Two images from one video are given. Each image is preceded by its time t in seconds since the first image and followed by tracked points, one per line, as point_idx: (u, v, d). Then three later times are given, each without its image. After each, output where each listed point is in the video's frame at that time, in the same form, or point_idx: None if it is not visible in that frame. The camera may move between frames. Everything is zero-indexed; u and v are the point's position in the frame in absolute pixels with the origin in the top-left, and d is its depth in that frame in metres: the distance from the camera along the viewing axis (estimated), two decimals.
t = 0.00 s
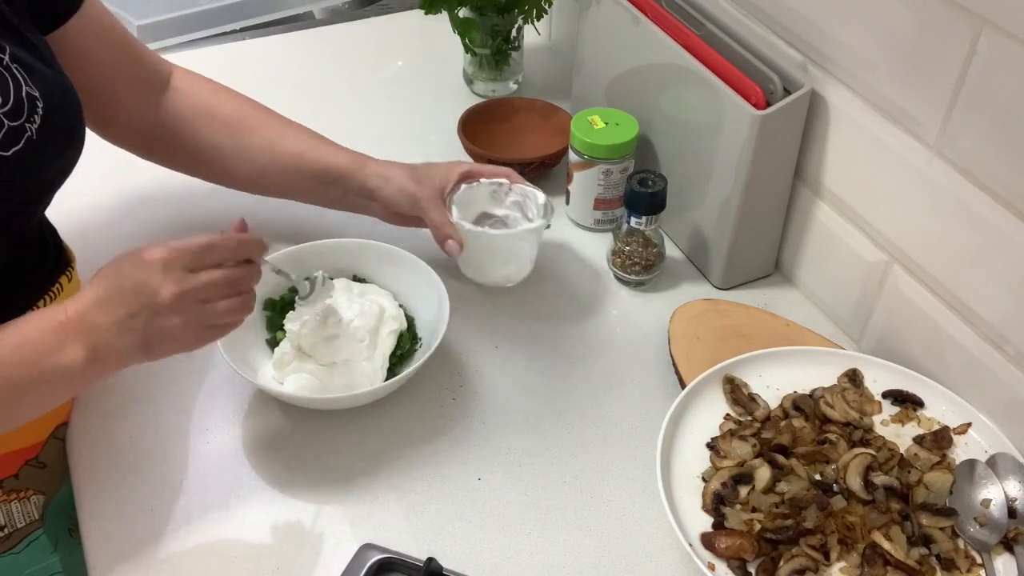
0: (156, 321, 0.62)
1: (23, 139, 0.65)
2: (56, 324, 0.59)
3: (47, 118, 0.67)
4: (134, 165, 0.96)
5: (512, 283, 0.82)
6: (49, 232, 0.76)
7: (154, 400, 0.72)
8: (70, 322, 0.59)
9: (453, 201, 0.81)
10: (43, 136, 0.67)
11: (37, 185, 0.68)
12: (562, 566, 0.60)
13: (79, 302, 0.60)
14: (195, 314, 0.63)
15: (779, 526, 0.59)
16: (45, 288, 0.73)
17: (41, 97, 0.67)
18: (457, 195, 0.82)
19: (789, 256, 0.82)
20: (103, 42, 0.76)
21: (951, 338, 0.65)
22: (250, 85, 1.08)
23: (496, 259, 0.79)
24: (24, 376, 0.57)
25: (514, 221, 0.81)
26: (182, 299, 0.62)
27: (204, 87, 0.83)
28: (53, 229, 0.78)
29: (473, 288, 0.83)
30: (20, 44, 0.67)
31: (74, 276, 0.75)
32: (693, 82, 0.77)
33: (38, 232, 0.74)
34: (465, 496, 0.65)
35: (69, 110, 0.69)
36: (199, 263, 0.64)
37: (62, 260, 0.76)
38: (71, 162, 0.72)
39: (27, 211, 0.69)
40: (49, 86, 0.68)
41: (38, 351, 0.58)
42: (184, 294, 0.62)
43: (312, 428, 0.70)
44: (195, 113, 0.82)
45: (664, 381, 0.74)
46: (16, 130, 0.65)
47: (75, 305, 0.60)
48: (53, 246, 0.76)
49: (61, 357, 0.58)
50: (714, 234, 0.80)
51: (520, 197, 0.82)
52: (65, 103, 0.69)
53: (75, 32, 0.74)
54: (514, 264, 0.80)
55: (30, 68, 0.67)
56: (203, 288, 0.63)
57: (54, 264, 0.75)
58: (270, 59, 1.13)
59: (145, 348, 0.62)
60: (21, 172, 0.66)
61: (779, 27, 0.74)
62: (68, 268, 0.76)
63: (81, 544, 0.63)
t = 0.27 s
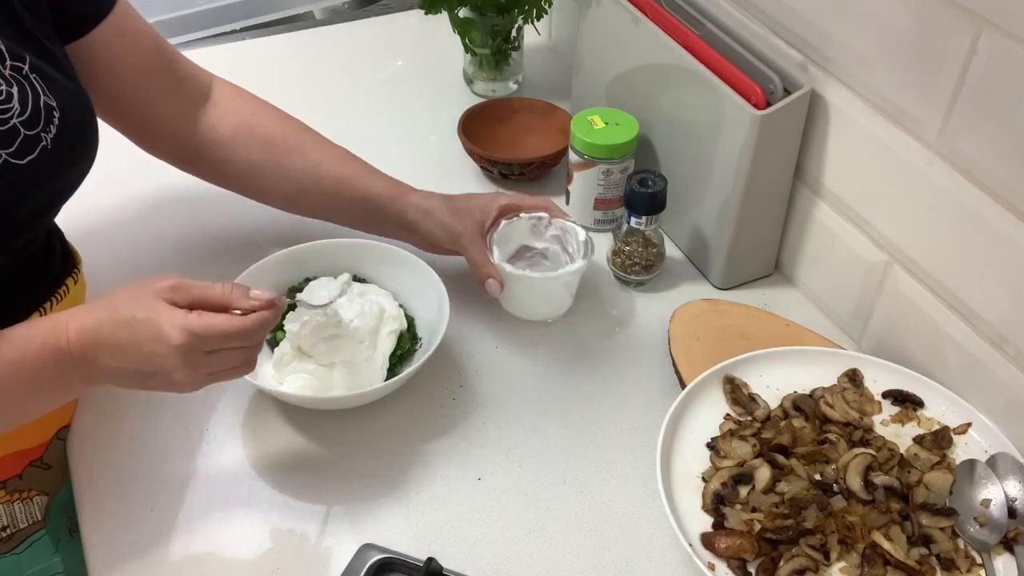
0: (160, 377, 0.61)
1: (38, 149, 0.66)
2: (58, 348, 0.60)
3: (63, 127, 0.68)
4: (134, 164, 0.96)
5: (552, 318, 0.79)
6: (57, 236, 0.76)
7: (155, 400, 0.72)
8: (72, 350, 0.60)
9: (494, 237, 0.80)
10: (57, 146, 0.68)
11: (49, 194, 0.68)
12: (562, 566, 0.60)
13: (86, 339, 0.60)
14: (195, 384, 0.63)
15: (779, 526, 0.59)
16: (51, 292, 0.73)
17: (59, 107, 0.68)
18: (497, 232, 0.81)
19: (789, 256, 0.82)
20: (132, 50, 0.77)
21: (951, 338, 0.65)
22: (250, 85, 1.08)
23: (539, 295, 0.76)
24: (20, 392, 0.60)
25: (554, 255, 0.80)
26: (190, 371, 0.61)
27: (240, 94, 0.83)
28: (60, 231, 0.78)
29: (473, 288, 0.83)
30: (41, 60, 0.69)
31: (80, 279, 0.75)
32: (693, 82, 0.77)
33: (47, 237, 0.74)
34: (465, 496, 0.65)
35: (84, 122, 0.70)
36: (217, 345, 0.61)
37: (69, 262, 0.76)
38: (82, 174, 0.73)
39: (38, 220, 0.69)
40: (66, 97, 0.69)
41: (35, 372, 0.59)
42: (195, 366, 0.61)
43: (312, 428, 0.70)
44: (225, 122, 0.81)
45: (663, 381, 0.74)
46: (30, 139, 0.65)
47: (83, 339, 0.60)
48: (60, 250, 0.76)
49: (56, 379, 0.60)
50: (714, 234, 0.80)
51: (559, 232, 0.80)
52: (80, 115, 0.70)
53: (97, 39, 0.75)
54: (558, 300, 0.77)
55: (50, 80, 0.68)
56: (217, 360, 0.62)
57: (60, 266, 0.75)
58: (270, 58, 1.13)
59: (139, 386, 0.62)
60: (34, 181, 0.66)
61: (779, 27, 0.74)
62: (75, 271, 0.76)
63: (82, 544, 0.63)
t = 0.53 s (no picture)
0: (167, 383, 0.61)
1: (49, 157, 0.66)
2: (63, 353, 0.59)
3: (75, 136, 0.68)
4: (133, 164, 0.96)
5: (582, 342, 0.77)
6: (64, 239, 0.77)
7: (154, 400, 0.72)
8: (78, 355, 0.60)
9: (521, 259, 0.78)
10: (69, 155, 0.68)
11: (58, 203, 0.68)
12: (562, 566, 0.60)
13: (93, 344, 0.60)
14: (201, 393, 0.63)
15: (779, 526, 0.59)
16: (56, 292, 0.73)
17: (72, 116, 0.68)
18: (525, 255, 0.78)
19: (789, 256, 0.82)
20: (156, 57, 0.76)
21: (951, 338, 0.65)
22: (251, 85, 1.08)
23: (568, 321, 0.74)
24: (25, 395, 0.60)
25: (584, 278, 0.78)
26: (197, 381, 0.61)
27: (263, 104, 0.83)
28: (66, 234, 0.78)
29: (473, 288, 0.83)
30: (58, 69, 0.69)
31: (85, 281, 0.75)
32: (693, 82, 0.77)
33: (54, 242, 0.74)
34: (465, 496, 0.65)
35: (96, 132, 0.71)
36: (227, 360, 0.61)
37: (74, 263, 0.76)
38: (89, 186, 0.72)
39: (47, 227, 0.69)
40: (79, 106, 0.69)
41: (39, 375, 0.59)
42: (203, 376, 0.61)
43: (312, 428, 0.70)
44: (247, 131, 0.81)
45: (663, 381, 0.74)
46: (43, 147, 0.65)
47: (90, 344, 0.60)
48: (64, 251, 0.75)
49: (61, 384, 0.60)
50: (714, 234, 0.80)
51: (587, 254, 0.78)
52: (92, 125, 0.70)
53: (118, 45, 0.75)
54: (589, 326, 0.75)
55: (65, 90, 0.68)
56: (225, 372, 0.62)
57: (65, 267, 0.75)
58: (269, 58, 1.13)
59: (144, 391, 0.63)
60: (46, 189, 0.66)
61: (779, 27, 0.74)
62: (80, 273, 0.76)
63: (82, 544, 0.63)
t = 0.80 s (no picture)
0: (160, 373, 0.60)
1: (52, 158, 0.66)
2: (55, 350, 0.59)
3: (77, 137, 0.69)
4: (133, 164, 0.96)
5: (595, 349, 0.77)
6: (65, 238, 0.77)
7: (155, 401, 0.72)
8: (71, 351, 0.59)
9: (536, 263, 0.78)
10: (71, 156, 0.68)
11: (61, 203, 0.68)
12: (562, 566, 0.60)
13: (84, 337, 0.59)
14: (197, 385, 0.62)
15: (779, 526, 0.59)
16: (56, 292, 0.73)
17: (75, 117, 0.68)
18: (540, 259, 0.78)
19: (789, 256, 0.82)
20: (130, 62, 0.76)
21: (951, 337, 0.65)
22: (251, 85, 1.08)
23: (583, 326, 0.74)
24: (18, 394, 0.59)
25: (597, 284, 0.79)
26: (190, 366, 0.60)
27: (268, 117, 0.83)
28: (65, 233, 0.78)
29: (473, 288, 0.83)
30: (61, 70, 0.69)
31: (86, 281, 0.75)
32: (693, 82, 0.77)
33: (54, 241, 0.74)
34: (465, 496, 0.65)
35: (98, 132, 0.71)
36: (217, 337, 0.59)
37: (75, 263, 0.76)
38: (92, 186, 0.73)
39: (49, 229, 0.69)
40: (82, 107, 0.69)
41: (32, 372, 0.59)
42: (195, 360, 0.60)
43: (312, 428, 0.70)
44: (248, 137, 0.81)
45: (663, 382, 0.74)
46: (45, 148, 0.66)
47: (82, 337, 0.59)
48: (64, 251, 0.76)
49: (55, 382, 0.60)
50: (714, 234, 0.80)
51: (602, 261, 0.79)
52: (94, 126, 0.70)
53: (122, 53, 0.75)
54: (601, 331, 0.75)
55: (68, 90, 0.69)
56: (218, 357, 0.60)
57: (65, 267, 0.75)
58: (269, 58, 1.13)
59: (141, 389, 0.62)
60: (49, 189, 0.66)
61: (779, 27, 0.74)
62: (80, 273, 0.76)
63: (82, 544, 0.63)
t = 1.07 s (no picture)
0: (152, 347, 0.61)
1: (49, 141, 0.68)
2: (57, 336, 0.61)
3: (69, 122, 0.71)
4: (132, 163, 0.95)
5: (595, 349, 0.77)
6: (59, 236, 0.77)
7: (154, 401, 0.72)
8: (72, 335, 0.61)
9: (536, 262, 0.78)
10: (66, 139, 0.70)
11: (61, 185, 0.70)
12: (562, 566, 0.60)
13: (85, 322, 0.62)
14: (189, 358, 0.61)
15: (778, 526, 0.59)
16: (51, 290, 0.73)
17: (64, 101, 0.71)
18: (540, 259, 0.78)
19: (789, 256, 0.82)
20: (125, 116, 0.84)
21: (951, 337, 0.65)
22: (250, 85, 1.08)
23: (581, 325, 0.74)
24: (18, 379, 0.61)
25: (597, 283, 0.79)
26: (179, 325, 0.61)
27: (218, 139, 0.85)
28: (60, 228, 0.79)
29: (473, 288, 0.83)
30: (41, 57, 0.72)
31: (79, 279, 0.76)
32: (694, 82, 0.77)
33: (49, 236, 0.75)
34: (465, 496, 0.65)
35: (88, 117, 0.73)
36: (204, 295, 0.62)
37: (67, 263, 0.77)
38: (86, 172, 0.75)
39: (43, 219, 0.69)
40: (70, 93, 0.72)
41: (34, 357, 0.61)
42: (182, 324, 0.61)
43: (312, 428, 0.70)
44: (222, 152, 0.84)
45: (664, 382, 0.74)
46: (42, 132, 0.68)
47: (83, 323, 0.62)
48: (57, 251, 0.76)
49: (54, 364, 0.61)
50: (714, 234, 0.80)
51: (603, 262, 0.79)
52: (83, 109, 0.73)
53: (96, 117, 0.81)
54: (600, 331, 0.75)
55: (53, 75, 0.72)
56: (204, 319, 0.61)
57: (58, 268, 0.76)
58: (269, 58, 1.13)
59: (138, 373, 0.61)
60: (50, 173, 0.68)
61: (779, 27, 0.74)
62: (73, 272, 0.76)
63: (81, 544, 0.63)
